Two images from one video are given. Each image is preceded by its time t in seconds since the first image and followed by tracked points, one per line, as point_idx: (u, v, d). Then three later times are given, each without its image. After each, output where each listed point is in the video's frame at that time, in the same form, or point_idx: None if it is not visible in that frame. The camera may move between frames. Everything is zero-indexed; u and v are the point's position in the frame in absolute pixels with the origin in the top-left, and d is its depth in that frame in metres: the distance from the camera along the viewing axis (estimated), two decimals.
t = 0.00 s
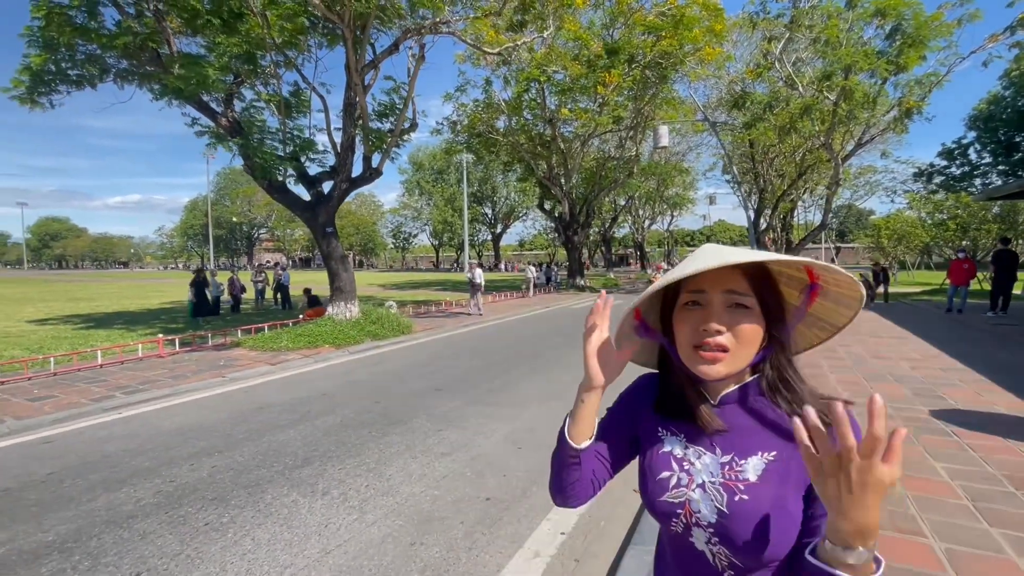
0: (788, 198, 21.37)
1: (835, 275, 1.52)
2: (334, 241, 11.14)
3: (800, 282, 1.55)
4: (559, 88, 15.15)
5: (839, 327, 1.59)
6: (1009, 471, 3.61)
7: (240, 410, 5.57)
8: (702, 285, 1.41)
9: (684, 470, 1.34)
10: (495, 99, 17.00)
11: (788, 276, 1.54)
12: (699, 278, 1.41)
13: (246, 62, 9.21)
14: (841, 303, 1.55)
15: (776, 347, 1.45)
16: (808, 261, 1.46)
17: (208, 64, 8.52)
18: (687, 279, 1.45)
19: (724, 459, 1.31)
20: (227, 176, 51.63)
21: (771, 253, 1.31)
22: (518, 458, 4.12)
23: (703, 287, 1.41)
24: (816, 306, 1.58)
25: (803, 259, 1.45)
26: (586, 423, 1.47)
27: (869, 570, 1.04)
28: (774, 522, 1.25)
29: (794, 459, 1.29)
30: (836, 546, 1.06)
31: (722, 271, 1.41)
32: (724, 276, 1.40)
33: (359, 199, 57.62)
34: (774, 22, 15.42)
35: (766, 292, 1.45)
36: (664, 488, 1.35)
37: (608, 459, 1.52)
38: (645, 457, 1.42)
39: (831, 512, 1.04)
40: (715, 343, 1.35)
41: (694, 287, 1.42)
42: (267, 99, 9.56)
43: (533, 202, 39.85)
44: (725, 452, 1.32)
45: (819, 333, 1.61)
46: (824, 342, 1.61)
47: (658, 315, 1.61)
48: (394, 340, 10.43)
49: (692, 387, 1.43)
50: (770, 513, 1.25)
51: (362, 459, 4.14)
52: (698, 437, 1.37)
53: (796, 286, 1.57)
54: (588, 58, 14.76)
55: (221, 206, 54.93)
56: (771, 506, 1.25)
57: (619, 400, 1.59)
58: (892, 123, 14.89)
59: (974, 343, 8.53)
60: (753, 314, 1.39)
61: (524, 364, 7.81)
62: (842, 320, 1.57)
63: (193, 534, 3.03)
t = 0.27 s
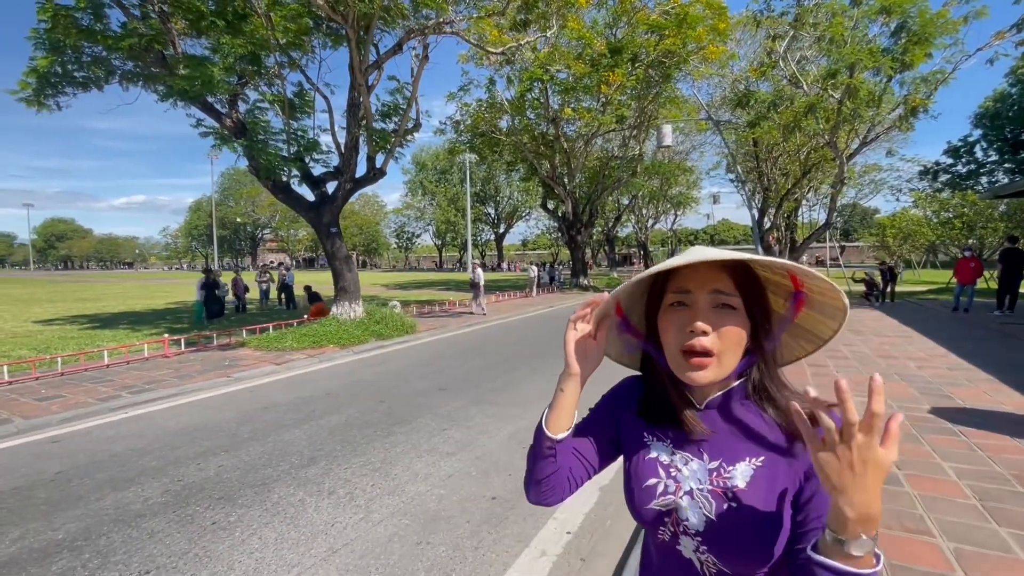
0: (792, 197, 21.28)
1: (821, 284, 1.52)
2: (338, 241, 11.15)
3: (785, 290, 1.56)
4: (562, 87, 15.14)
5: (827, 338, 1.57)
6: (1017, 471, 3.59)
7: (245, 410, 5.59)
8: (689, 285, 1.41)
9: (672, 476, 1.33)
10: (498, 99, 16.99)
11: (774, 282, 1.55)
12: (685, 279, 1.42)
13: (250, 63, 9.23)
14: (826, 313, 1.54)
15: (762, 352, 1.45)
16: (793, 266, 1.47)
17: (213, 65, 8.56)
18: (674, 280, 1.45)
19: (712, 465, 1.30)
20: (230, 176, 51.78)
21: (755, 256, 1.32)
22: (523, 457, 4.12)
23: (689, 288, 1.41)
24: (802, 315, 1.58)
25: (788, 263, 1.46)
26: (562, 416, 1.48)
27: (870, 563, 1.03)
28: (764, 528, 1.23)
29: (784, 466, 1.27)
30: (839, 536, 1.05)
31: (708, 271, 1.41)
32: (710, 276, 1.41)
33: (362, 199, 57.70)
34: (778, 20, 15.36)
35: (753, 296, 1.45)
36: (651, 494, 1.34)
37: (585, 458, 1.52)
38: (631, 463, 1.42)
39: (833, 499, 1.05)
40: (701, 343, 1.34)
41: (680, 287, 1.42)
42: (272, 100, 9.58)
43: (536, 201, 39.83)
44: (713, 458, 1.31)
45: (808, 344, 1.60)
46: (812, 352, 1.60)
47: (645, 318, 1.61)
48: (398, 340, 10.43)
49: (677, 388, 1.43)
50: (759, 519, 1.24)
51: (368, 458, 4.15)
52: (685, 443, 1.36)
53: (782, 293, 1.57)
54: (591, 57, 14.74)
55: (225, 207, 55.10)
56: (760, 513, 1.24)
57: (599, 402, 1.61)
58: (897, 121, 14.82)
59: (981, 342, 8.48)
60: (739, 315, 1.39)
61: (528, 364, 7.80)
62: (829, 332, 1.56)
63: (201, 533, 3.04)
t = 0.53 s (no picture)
0: (795, 196, 21.23)
1: (800, 279, 1.52)
2: (340, 240, 11.16)
3: (765, 285, 1.56)
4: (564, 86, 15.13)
5: (808, 335, 1.57)
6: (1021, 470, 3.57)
7: (248, 408, 5.60)
8: (668, 281, 1.40)
9: (659, 479, 1.31)
10: (500, 98, 16.98)
11: (754, 278, 1.54)
12: (664, 275, 1.41)
13: (253, 62, 9.24)
14: (806, 308, 1.54)
15: (743, 349, 1.44)
16: (772, 262, 1.46)
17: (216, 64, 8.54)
18: (653, 276, 1.44)
19: (699, 465, 1.30)
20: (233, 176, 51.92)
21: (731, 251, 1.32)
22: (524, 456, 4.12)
23: (668, 284, 1.41)
24: (782, 310, 1.58)
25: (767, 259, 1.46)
26: (543, 420, 1.42)
27: None
28: (751, 525, 1.26)
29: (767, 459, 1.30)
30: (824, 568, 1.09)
31: (687, 268, 1.41)
32: (689, 272, 1.40)
33: (364, 198, 57.78)
34: (781, 17, 15.32)
35: (733, 291, 1.44)
36: (638, 498, 1.32)
37: (570, 461, 1.47)
38: (615, 466, 1.39)
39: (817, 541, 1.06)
40: (681, 340, 1.33)
41: (659, 283, 1.42)
42: (274, 99, 9.59)
43: (538, 200, 39.83)
44: (700, 458, 1.31)
45: (789, 340, 1.60)
46: (793, 348, 1.59)
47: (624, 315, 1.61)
48: (400, 339, 10.44)
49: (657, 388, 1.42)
50: (747, 517, 1.26)
51: (370, 456, 4.15)
52: (668, 443, 1.35)
53: (762, 288, 1.57)
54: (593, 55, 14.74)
55: (228, 206, 55.25)
56: (748, 511, 1.26)
57: (580, 402, 1.57)
58: (901, 119, 14.77)
59: (985, 340, 8.45)
60: (718, 311, 1.39)
61: (530, 363, 7.80)
62: (809, 328, 1.55)
63: (203, 530, 3.05)
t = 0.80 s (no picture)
0: (798, 195, 21.18)
1: (778, 280, 1.48)
2: (342, 239, 11.17)
3: (746, 284, 1.52)
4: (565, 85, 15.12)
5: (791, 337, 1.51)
6: None
7: (249, 407, 5.61)
8: (649, 280, 1.40)
9: (640, 479, 1.31)
10: (501, 97, 16.99)
11: (735, 277, 1.50)
12: (646, 273, 1.41)
13: (254, 62, 9.25)
14: (787, 309, 1.49)
15: (724, 347, 1.44)
16: (753, 262, 1.45)
17: (218, 63, 8.54)
18: (636, 275, 1.44)
19: (680, 463, 1.30)
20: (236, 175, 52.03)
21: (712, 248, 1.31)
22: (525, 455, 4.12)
23: (650, 282, 1.40)
24: (764, 311, 1.54)
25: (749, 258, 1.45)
26: (522, 420, 1.43)
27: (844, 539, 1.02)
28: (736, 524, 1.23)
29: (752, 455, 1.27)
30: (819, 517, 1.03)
31: (668, 265, 1.41)
32: (670, 270, 1.40)
33: (367, 198, 57.84)
34: (783, 16, 15.28)
35: (715, 290, 1.44)
36: (620, 499, 1.32)
37: (550, 462, 1.48)
38: (597, 467, 1.40)
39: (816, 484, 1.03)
40: (661, 339, 1.33)
41: (641, 282, 1.42)
42: (275, 98, 9.60)
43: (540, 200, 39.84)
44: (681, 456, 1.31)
45: (774, 342, 1.54)
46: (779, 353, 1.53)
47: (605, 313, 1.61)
48: (401, 339, 10.45)
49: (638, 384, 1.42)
50: (730, 516, 1.23)
51: (370, 454, 4.16)
52: (650, 442, 1.35)
53: (743, 288, 1.53)
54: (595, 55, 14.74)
55: (230, 206, 55.39)
56: (732, 509, 1.24)
57: (563, 402, 1.58)
58: (904, 118, 14.72)
59: (988, 340, 8.41)
60: (700, 310, 1.39)
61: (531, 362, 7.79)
62: (791, 330, 1.51)
63: (203, 528, 3.05)
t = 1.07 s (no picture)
0: (800, 195, 21.14)
1: (766, 272, 1.51)
2: (344, 239, 11.18)
3: (732, 277, 1.56)
4: (567, 85, 15.11)
5: (775, 326, 1.56)
6: None
7: (251, 406, 5.62)
8: (636, 278, 1.40)
9: (633, 478, 1.31)
10: (503, 97, 16.98)
11: (721, 269, 1.54)
12: (633, 272, 1.41)
13: (257, 62, 9.27)
14: (773, 301, 1.54)
15: (711, 342, 1.45)
16: (739, 254, 1.46)
17: (220, 64, 8.56)
18: (622, 274, 1.44)
19: (672, 461, 1.30)
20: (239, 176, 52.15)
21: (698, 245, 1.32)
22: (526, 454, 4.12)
23: (637, 280, 1.40)
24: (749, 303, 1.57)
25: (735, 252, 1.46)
26: (518, 429, 1.40)
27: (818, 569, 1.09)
28: (725, 518, 1.26)
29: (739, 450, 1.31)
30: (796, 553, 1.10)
31: (655, 264, 1.41)
32: (657, 267, 1.40)
33: (369, 198, 57.90)
34: (786, 15, 15.24)
35: (702, 285, 1.44)
36: (614, 498, 1.32)
37: (548, 469, 1.46)
38: (589, 466, 1.39)
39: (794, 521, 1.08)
40: (649, 339, 1.33)
41: (628, 280, 1.41)
42: (278, 99, 9.63)
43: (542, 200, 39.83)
44: (673, 453, 1.31)
45: (756, 331, 1.59)
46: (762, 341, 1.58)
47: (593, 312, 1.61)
48: (403, 339, 10.45)
49: (626, 383, 1.42)
50: (721, 511, 1.25)
51: (372, 454, 4.16)
52: (640, 439, 1.35)
53: (729, 281, 1.57)
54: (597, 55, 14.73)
55: (233, 206, 55.51)
56: (723, 503, 1.26)
57: (553, 402, 1.56)
58: (908, 117, 14.66)
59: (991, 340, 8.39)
60: (687, 307, 1.39)
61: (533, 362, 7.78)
62: (777, 319, 1.55)
63: (205, 527, 3.06)
